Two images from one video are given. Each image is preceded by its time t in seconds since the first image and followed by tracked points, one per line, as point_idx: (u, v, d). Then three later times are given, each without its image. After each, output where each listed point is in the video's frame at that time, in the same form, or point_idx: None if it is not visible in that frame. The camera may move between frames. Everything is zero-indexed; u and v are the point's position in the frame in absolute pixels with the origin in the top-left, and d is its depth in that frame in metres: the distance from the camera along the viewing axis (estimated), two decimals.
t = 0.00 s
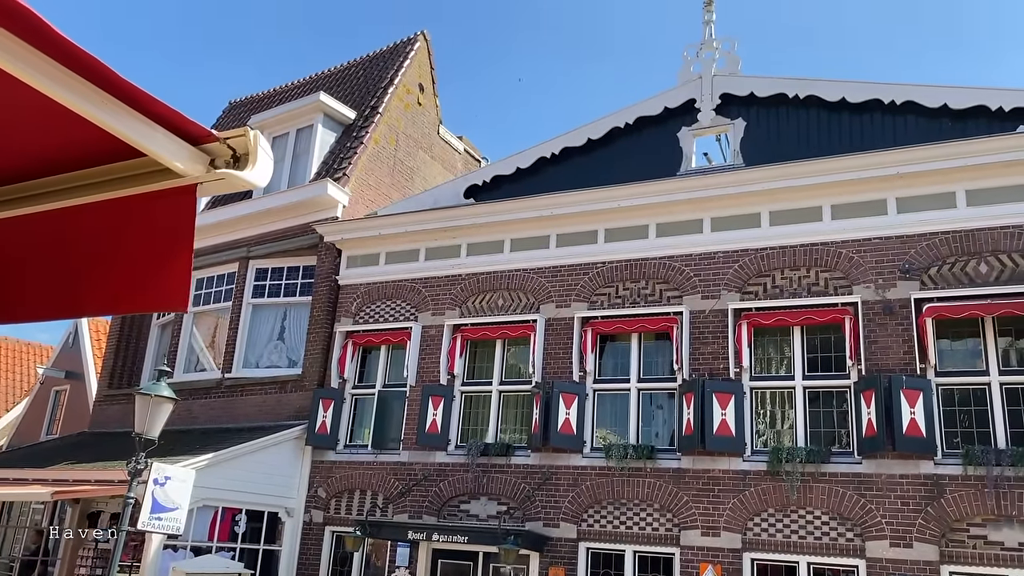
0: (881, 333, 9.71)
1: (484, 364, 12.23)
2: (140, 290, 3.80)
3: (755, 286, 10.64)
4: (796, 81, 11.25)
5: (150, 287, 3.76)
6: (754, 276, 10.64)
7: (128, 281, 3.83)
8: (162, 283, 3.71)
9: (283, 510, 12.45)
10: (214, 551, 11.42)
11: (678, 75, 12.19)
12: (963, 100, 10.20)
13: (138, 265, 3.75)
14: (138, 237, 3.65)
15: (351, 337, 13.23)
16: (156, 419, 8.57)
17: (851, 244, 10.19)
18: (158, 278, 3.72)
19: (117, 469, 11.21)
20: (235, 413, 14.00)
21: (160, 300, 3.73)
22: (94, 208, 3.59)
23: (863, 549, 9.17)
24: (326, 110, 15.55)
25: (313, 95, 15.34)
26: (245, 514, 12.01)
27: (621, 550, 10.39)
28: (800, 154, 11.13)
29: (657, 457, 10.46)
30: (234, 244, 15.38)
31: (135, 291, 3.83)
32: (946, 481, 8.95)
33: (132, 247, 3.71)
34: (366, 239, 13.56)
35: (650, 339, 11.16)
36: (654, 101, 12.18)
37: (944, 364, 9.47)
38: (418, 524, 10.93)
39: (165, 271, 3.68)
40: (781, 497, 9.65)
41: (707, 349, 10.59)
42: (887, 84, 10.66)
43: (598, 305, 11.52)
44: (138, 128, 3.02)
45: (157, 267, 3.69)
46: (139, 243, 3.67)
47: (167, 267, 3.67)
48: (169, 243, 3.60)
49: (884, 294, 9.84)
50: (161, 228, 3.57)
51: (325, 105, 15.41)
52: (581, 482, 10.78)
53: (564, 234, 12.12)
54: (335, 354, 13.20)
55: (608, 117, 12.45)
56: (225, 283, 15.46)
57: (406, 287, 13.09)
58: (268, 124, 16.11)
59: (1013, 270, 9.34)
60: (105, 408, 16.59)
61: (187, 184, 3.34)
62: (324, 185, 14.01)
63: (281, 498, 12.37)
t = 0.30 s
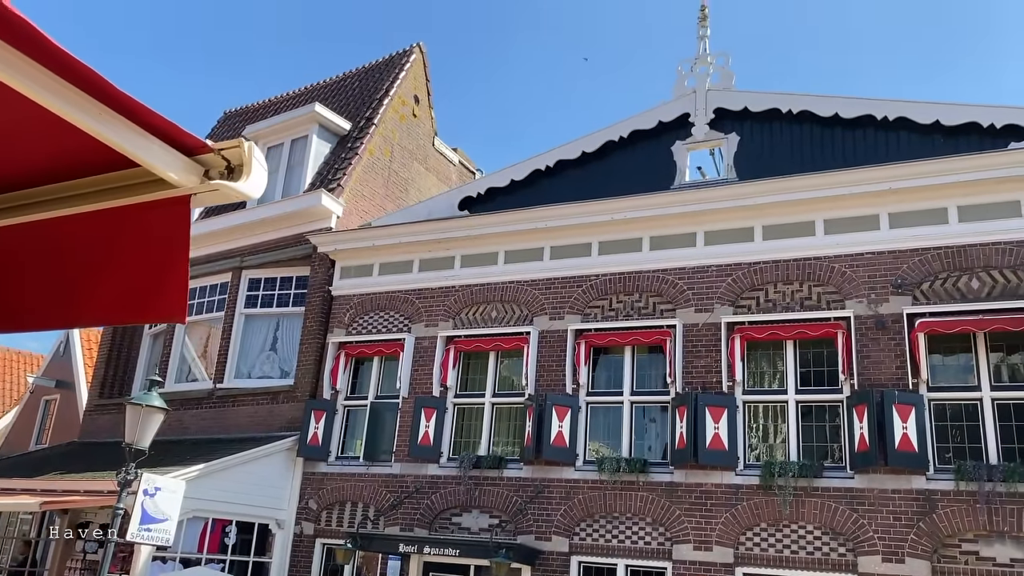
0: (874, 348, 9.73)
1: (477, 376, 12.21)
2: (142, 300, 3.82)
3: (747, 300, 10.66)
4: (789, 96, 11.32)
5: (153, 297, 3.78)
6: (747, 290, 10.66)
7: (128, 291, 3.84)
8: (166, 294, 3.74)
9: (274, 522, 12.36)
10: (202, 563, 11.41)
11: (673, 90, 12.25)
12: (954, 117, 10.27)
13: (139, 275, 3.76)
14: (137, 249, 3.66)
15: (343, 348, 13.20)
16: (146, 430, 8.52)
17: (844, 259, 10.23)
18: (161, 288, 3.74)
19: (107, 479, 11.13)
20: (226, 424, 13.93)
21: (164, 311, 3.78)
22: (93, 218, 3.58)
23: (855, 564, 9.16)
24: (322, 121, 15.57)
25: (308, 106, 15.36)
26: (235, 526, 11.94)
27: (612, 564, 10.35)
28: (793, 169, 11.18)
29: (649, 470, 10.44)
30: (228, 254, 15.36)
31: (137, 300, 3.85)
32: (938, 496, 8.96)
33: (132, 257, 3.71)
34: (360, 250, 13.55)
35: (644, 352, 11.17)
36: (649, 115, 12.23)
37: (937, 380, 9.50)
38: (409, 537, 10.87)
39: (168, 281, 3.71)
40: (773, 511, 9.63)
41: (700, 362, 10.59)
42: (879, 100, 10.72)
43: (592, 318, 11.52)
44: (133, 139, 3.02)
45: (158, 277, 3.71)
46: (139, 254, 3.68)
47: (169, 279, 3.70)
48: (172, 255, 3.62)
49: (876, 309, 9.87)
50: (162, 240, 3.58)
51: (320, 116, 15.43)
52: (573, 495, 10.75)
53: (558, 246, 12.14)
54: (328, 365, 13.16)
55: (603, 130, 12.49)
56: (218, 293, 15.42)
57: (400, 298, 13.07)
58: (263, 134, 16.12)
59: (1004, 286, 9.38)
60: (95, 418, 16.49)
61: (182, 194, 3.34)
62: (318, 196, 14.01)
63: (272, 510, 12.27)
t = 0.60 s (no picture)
0: (865, 360, 9.76)
1: (469, 386, 12.20)
2: (141, 308, 3.76)
3: (739, 311, 10.69)
4: (781, 109, 11.38)
5: (152, 305, 3.72)
6: (738, 301, 10.69)
7: (128, 297, 3.78)
8: (166, 301, 3.69)
9: (263, 531, 12.29)
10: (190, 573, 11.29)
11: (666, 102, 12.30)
12: (945, 131, 10.35)
13: (138, 282, 3.71)
14: (139, 255, 3.62)
15: (335, 357, 13.16)
16: (135, 438, 8.46)
17: (836, 271, 10.27)
18: (161, 295, 3.69)
19: (95, 488, 11.05)
20: (216, 433, 13.85)
21: (164, 318, 3.71)
22: (88, 225, 3.57)
23: None
24: (315, 130, 15.57)
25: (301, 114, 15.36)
26: (224, 535, 11.82)
27: None
28: (785, 182, 11.23)
29: (641, 482, 10.43)
30: (220, 262, 15.32)
31: (137, 307, 3.78)
32: (928, 509, 8.97)
33: (130, 263, 3.68)
34: (353, 259, 13.54)
35: (635, 363, 11.17)
36: (642, 126, 12.28)
37: (927, 392, 9.53)
38: (400, 547, 10.82)
39: (169, 288, 3.66)
40: (764, 523, 9.63)
41: (692, 374, 10.60)
42: (870, 114, 10.79)
43: (584, 328, 11.53)
44: (123, 147, 3.00)
45: (159, 284, 3.66)
46: (141, 260, 3.64)
47: (170, 285, 3.65)
48: (173, 261, 3.57)
49: (867, 321, 9.90)
50: (163, 246, 3.54)
51: (314, 125, 15.44)
52: (564, 506, 10.72)
53: (551, 256, 12.15)
54: (319, 374, 13.12)
55: (596, 142, 12.53)
56: (209, 301, 15.37)
57: (392, 308, 13.05)
58: (256, 142, 16.12)
59: (994, 299, 9.43)
60: (84, 426, 16.38)
61: (174, 204, 3.32)
62: (311, 204, 13.99)
63: (261, 519, 12.22)
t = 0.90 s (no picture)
0: (854, 370, 9.79)
1: (459, 393, 12.18)
2: (134, 312, 3.71)
3: (729, 320, 10.71)
4: (771, 119, 11.43)
5: (145, 309, 3.67)
6: (728, 310, 10.71)
7: (117, 301, 3.75)
8: (157, 305, 3.64)
9: (251, 538, 12.21)
10: None
11: (657, 110, 12.35)
12: (933, 143, 10.42)
13: (132, 285, 3.66)
14: (134, 257, 3.57)
15: (324, 364, 13.12)
16: (123, 444, 8.40)
17: (825, 281, 10.31)
18: (150, 299, 3.65)
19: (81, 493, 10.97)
20: (204, 439, 13.77)
21: (156, 322, 3.64)
22: (78, 230, 3.55)
23: None
24: (306, 136, 15.55)
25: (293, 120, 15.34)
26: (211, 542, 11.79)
27: None
28: (775, 192, 11.29)
29: (630, 490, 10.42)
30: (209, 267, 15.26)
31: (127, 311, 3.74)
32: (916, 518, 9.00)
33: (120, 267, 3.65)
34: (343, 265, 13.51)
35: (625, 371, 11.18)
36: (633, 135, 12.31)
37: (914, 402, 9.58)
38: (387, 555, 10.77)
39: (157, 293, 3.62)
40: (753, 532, 9.64)
41: (681, 382, 10.62)
42: (859, 125, 10.86)
43: (574, 336, 11.53)
44: (107, 149, 2.98)
45: (154, 285, 3.60)
46: (135, 262, 3.59)
47: (162, 288, 3.60)
48: (165, 265, 3.54)
49: (856, 331, 9.94)
50: (152, 249, 3.51)
51: (305, 131, 15.42)
52: (554, 515, 10.70)
53: (542, 264, 12.15)
54: (308, 380, 13.07)
55: (587, 150, 12.56)
56: (198, 306, 15.30)
57: (382, 314, 13.03)
58: (246, 148, 16.09)
59: (982, 309, 9.49)
60: (71, 431, 16.25)
61: (163, 209, 3.32)
62: (301, 210, 13.96)
63: (249, 527, 12.14)
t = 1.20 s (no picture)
0: (839, 376, 9.85)
1: (446, 398, 12.17)
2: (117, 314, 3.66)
3: (715, 326, 10.75)
4: (758, 126, 11.49)
5: (128, 310, 3.62)
6: (715, 316, 10.75)
7: (102, 303, 3.71)
8: (140, 306, 3.59)
9: (235, 542, 12.14)
10: None
11: (645, 117, 12.40)
12: (918, 151, 10.51)
13: (117, 286, 3.62)
14: (121, 257, 3.55)
15: (310, 367, 13.08)
16: (106, 447, 8.33)
17: (811, 288, 10.37)
18: (134, 301, 3.61)
19: (63, 497, 10.88)
20: (189, 442, 13.69)
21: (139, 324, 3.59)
22: (65, 230, 3.54)
23: None
24: (294, 139, 15.51)
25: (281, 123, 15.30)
26: (194, 546, 11.73)
27: None
28: (762, 198, 11.34)
29: (616, 495, 10.43)
30: (195, 269, 15.18)
31: (111, 313, 3.69)
32: (900, 524, 9.06)
33: (106, 268, 3.62)
34: (330, 268, 13.48)
35: (612, 376, 11.21)
36: (621, 141, 12.35)
37: (899, 409, 9.64)
38: (372, 560, 10.74)
39: (141, 294, 3.58)
40: (738, 537, 9.66)
41: (668, 388, 10.64)
42: (846, 133, 10.94)
43: (562, 341, 11.54)
44: (93, 150, 2.97)
45: (138, 288, 3.56)
46: (122, 263, 3.56)
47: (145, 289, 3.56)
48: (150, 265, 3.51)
49: (841, 338, 10.00)
50: (139, 249, 3.49)
51: (294, 133, 15.39)
52: (539, 520, 10.69)
53: (530, 268, 12.17)
54: (294, 384, 13.02)
55: (575, 155, 12.59)
56: (184, 308, 15.23)
57: (369, 318, 13.00)
58: (234, 150, 16.03)
59: (966, 317, 9.56)
60: (54, 434, 16.12)
61: (148, 211, 3.31)
62: (289, 213, 13.92)
63: (233, 530, 12.07)
